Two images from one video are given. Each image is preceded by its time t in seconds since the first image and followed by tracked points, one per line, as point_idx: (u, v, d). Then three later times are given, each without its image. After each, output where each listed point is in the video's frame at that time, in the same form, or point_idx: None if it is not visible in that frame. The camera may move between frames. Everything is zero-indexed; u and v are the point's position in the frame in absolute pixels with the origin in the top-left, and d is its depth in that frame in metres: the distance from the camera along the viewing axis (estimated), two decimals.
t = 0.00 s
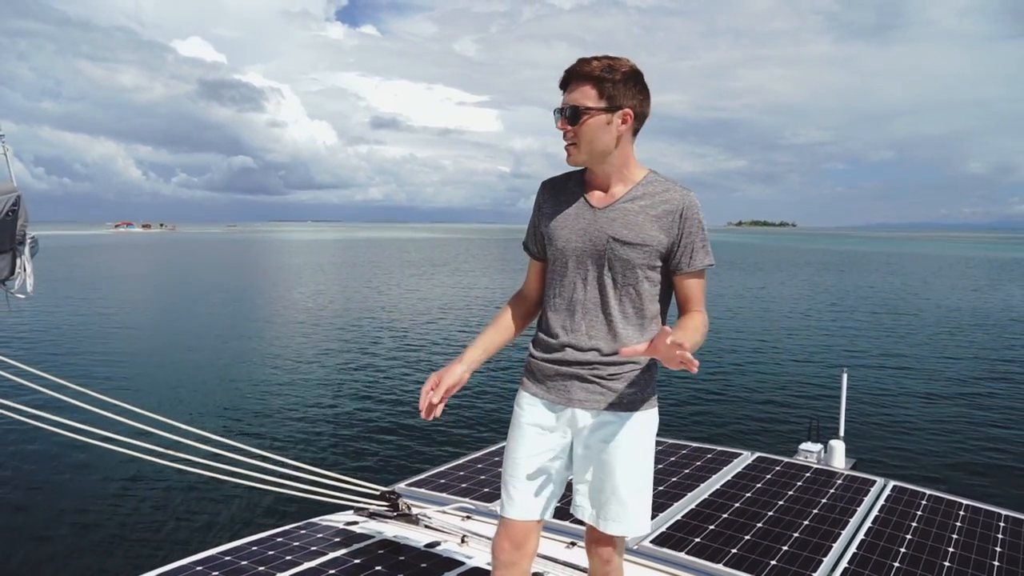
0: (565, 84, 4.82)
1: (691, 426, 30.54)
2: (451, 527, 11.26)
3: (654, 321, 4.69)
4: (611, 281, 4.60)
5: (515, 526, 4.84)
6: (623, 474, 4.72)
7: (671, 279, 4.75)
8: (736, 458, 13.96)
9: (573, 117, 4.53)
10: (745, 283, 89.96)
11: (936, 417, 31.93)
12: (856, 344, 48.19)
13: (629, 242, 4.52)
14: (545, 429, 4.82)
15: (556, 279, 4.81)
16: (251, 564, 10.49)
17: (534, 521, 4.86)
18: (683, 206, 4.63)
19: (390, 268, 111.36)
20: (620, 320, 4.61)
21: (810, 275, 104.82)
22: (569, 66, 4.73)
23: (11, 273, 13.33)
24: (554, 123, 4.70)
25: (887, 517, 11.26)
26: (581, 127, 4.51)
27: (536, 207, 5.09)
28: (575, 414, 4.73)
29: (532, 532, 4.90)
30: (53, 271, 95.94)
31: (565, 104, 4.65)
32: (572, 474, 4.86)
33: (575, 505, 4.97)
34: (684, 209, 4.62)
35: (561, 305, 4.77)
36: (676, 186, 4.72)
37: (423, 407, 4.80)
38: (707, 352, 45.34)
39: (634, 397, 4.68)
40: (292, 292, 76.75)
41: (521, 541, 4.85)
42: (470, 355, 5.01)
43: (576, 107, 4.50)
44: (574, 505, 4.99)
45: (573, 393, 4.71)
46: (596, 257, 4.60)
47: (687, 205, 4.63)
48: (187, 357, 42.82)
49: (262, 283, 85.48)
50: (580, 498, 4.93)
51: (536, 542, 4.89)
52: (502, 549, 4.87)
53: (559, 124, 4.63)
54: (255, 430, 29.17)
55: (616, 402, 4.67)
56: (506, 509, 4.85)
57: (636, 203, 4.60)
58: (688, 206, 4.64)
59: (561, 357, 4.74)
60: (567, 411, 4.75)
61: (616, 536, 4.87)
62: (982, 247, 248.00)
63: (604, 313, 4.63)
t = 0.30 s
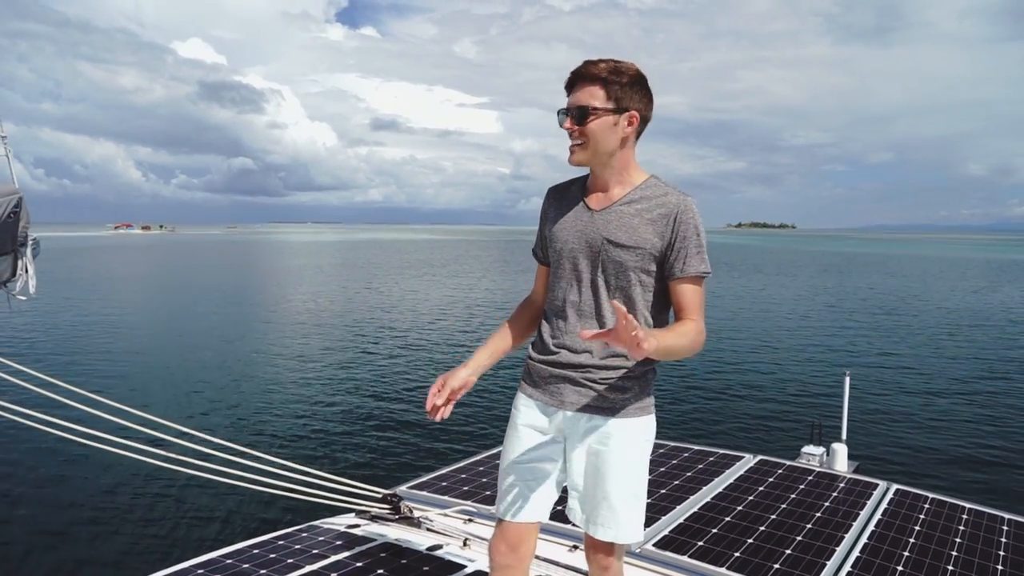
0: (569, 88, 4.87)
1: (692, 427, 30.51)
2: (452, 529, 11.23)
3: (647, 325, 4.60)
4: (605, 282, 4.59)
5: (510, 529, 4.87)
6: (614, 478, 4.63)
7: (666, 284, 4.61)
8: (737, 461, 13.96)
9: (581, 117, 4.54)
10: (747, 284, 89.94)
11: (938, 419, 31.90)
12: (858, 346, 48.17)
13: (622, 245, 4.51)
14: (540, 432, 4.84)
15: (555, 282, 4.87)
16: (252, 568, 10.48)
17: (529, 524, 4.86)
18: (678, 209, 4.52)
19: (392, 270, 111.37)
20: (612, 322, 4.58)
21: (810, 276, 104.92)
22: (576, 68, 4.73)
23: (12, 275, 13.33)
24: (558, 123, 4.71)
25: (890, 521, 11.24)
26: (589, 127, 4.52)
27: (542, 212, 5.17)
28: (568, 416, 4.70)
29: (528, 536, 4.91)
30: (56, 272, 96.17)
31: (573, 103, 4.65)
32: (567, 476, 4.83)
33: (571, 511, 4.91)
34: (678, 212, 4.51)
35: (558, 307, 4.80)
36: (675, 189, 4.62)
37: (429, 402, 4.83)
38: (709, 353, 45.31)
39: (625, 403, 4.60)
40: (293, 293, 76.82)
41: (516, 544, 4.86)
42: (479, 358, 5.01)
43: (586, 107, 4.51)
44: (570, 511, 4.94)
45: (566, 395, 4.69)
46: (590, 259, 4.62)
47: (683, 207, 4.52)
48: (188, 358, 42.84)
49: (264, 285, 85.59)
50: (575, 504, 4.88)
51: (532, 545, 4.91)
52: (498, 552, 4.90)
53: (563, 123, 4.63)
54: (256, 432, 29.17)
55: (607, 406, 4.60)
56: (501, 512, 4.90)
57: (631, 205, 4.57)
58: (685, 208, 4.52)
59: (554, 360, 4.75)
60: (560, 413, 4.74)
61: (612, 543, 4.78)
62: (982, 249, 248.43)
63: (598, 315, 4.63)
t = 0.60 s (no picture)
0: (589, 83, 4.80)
1: (691, 428, 30.49)
2: (453, 531, 11.21)
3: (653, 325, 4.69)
4: (616, 287, 4.62)
5: (518, 533, 4.84)
6: (632, 475, 4.71)
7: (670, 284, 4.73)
8: (738, 463, 13.94)
9: (635, 115, 4.52)
10: (745, 285, 89.97)
11: (937, 419, 31.91)
12: (856, 346, 48.20)
13: (632, 249, 4.54)
14: (553, 434, 4.81)
15: (559, 286, 4.82)
16: (252, 569, 10.43)
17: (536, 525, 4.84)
18: (679, 212, 4.65)
19: (390, 271, 111.22)
20: (624, 324, 4.65)
21: (809, 277, 105.02)
22: (606, 65, 4.69)
23: (11, 276, 13.29)
24: (592, 117, 4.59)
25: (891, 523, 11.23)
26: (635, 128, 4.53)
27: (532, 216, 5.03)
28: (586, 417, 4.73)
29: (531, 539, 4.91)
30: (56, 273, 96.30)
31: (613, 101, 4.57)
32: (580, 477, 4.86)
33: (585, 512, 4.93)
34: (680, 214, 4.65)
35: (566, 313, 4.77)
36: (673, 191, 4.75)
37: (468, 445, 5.00)
38: (708, 354, 45.31)
39: (643, 398, 4.68)
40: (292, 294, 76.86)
41: (520, 547, 4.85)
42: (494, 391, 5.06)
43: (640, 107, 4.53)
44: (583, 512, 4.96)
45: (585, 396, 4.70)
46: (600, 263, 4.62)
47: (683, 210, 4.66)
48: (187, 359, 42.75)
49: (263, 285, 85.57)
50: (589, 504, 4.90)
51: (536, 549, 4.91)
52: (502, 558, 4.88)
53: (605, 118, 4.53)
54: (256, 433, 29.10)
55: (627, 403, 4.67)
56: (506, 517, 4.86)
57: (636, 209, 4.61)
58: (686, 210, 4.66)
59: (570, 362, 4.72)
60: (577, 414, 4.73)
61: (627, 540, 4.85)
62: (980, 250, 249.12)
63: (610, 319, 4.66)
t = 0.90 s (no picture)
0: (596, 84, 4.67)
1: (693, 428, 30.47)
2: (454, 532, 11.17)
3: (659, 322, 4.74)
4: (625, 285, 4.62)
5: (526, 524, 4.82)
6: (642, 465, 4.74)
7: (676, 279, 4.79)
8: (741, 464, 13.91)
9: (650, 128, 4.48)
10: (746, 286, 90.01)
11: (939, 419, 31.89)
12: (858, 347, 48.20)
13: (642, 248, 4.55)
14: (561, 426, 4.79)
15: (565, 284, 4.80)
16: (253, 570, 10.40)
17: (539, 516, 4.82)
18: (685, 210, 4.70)
19: (391, 271, 111.41)
20: (634, 321, 4.66)
21: (810, 278, 105.07)
22: (619, 69, 4.55)
23: (13, 276, 13.29)
24: (605, 125, 4.50)
25: (895, 524, 11.19)
26: (649, 138, 4.51)
27: (534, 215, 4.97)
28: (597, 410, 4.74)
29: (535, 528, 4.88)
30: (60, 274, 96.62)
31: (629, 110, 4.47)
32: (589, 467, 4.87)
33: (592, 502, 4.95)
34: (687, 212, 4.69)
35: (575, 311, 4.74)
36: (677, 189, 4.79)
37: (454, 443, 4.90)
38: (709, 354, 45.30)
39: (653, 391, 4.73)
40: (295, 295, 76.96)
41: (525, 539, 4.83)
42: (484, 388, 4.99)
43: (655, 121, 4.48)
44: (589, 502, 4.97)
45: (595, 390, 4.70)
46: (609, 263, 4.62)
47: (689, 208, 4.70)
48: (189, 360, 42.77)
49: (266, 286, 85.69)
50: (596, 494, 4.92)
51: (539, 540, 4.88)
52: (508, 550, 4.85)
53: (621, 129, 4.45)
54: (257, 434, 29.11)
55: (637, 396, 4.70)
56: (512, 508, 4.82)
57: (644, 209, 4.63)
58: (691, 209, 4.71)
59: (579, 358, 4.72)
60: (587, 407, 4.74)
61: (631, 529, 4.87)
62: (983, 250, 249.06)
63: (620, 316, 4.66)
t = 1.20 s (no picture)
0: (588, 92, 4.70)
1: (694, 428, 30.43)
2: (456, 531, 11.16)
3: (647, 317, 4.93)
4: (615, 283, 4.79)
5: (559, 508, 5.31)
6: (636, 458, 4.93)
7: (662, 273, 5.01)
8: (742, 463, 13.88)
9: (644, 142, 4.64)
10: (747, 286, 89.91)
11: (940, 419, 31.83)
12: (859, 347, 48.14)
13: (630, 245, 4.74)
14: (563, 425, 5.06)
15: (555, 285, 4.90)
16: (253, 570, 10.35)
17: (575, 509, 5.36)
18: (668, 207, 4.89)
19: (392, 271, 111.37)
20: (624, 317, 4.84)
21: (810, 278, 104.91)
22: (613, 83, 4.60)
23: (14, 275, 13.28)
24: (603, 138, 4.59)
25: (897, 523, 11.17)
26: (643, 151, 4.66)
27: (521, 216, 4.99)
28: (591, 408, 4.94)
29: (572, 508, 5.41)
30: (63, 274, 96.69)
31: (626, 124, 4.58)
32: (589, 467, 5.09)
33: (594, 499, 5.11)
34: (669, 210, 4.89)
35: (566, 309, 4.88)
36: (659, 189, 4.99)
37: (459, 436, 4.81)
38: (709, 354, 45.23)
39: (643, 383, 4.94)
40: (296, 295, 76.97)
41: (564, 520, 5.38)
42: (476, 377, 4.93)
43: (649, 135, 4.63)
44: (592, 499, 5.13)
45: (588, 388, 4.90)
46: (599, 261, 4.77)
47: (671, 206, 4.91)
48: (188, 361, 42.73)
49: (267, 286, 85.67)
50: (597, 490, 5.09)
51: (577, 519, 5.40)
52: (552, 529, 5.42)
53: (621, 144, 4.57)
54: (257, 434, 29.09)
55: (628, 392, 4.90)
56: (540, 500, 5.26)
57: (631, 209, 4.82)
58: (674, 208, 4.93)
59: (572, 357, 4.88)
60: (582, 406, 4.96)
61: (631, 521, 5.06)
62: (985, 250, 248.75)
63: (609, 313, 4.83)
